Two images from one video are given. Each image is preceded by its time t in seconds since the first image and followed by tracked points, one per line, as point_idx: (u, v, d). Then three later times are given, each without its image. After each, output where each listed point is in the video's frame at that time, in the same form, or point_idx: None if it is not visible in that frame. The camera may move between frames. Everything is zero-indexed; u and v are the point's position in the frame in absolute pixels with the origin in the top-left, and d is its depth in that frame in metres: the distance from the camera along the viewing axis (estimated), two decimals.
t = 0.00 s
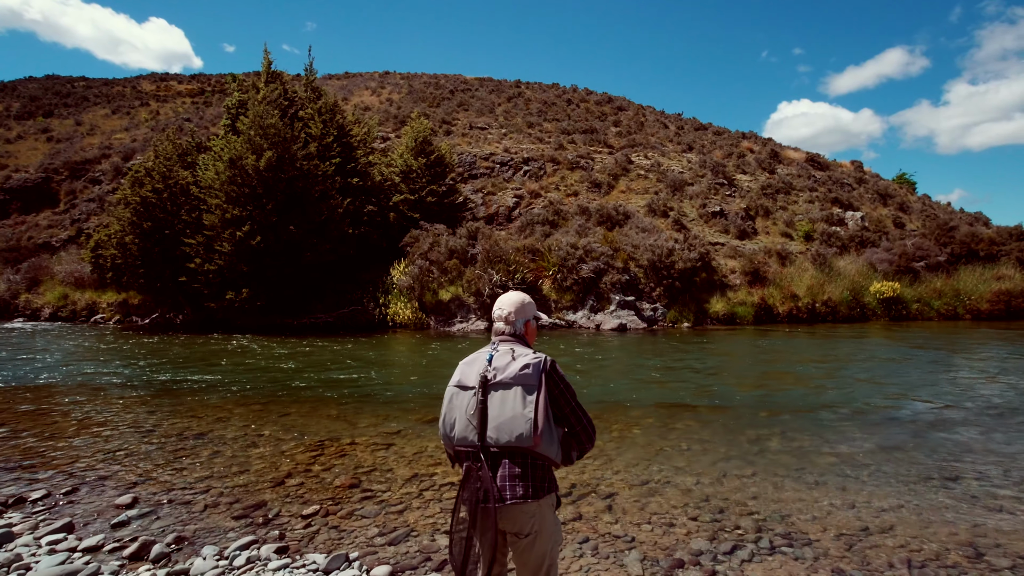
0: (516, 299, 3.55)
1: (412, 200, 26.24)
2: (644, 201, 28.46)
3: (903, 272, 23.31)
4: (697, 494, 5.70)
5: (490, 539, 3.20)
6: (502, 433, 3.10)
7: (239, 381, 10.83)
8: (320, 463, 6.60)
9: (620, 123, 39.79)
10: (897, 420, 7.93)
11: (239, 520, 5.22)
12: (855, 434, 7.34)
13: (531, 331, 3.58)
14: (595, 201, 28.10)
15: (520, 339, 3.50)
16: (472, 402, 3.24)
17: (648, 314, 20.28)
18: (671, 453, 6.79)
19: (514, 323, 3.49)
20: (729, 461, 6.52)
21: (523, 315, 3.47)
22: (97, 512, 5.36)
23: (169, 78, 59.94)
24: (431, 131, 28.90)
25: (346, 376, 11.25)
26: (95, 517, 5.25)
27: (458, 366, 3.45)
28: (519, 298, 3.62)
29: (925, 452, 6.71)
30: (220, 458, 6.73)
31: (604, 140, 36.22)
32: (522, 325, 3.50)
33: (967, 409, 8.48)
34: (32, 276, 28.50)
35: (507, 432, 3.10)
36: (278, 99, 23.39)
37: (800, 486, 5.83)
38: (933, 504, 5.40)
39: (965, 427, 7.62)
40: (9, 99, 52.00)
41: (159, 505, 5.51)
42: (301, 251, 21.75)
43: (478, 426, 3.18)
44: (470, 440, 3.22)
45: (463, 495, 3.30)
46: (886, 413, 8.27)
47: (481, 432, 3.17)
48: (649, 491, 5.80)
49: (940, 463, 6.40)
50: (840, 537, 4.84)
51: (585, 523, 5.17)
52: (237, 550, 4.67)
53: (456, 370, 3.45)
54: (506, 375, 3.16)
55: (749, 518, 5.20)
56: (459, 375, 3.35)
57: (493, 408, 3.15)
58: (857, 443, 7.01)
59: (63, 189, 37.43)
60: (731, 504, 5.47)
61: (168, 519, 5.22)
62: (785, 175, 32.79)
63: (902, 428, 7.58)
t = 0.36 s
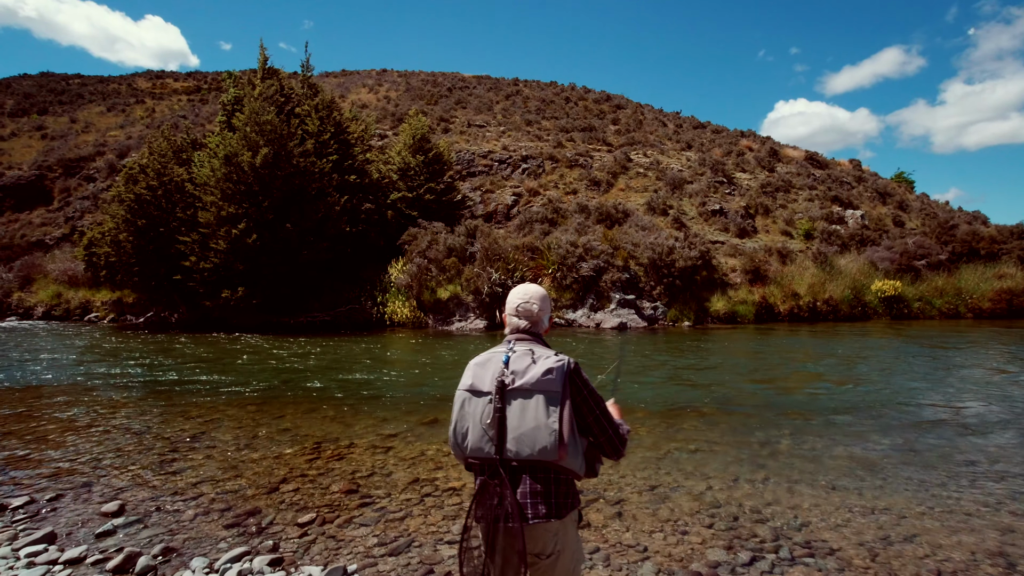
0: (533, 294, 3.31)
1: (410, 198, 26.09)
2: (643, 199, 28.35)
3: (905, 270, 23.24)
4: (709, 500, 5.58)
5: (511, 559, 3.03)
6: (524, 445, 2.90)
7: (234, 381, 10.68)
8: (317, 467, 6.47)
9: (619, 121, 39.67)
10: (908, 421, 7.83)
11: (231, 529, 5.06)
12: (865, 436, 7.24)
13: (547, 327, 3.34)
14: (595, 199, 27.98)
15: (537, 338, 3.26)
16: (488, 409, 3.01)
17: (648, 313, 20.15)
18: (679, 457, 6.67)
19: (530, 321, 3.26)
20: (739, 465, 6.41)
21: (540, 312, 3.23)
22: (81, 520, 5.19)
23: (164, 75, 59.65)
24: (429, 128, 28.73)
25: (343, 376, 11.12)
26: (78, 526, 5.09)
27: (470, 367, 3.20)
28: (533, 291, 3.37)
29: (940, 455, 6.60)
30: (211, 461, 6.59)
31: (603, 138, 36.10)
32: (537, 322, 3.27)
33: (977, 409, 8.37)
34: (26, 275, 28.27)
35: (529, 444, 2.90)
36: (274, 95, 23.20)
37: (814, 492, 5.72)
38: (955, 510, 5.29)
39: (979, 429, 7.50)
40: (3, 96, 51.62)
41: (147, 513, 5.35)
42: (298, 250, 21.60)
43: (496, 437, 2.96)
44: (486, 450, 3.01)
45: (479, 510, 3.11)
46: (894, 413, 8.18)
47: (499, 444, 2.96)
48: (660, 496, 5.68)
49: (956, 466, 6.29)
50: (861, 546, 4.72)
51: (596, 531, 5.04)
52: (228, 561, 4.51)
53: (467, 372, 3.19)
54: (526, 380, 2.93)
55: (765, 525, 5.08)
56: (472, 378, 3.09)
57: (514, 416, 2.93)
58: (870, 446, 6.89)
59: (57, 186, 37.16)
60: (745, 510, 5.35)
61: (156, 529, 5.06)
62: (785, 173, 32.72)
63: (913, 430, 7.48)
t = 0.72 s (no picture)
0: (552, 285, 3.02)
1: (407, 199, 25.99)
2: (641, 201, 28.32)
3: (904, 272, 23.25)
4: (718, 505, 5.49)
5: None
6: (550, 457, 2.63)
7: (229, 383, 10.56)
8: (314, 472, 6.36)
9: (616, 123, 39.69)
10: (915, 424, 7.75)
11: (225, 538, 4.94)
12: (872, 439, 7.17)
13: (568, 322, 3.05)
14: (592, 201, 27.95)
15: (557, 335, 2.97)
16: (508, 417, 2.72)
17: (647, 314, 20.05)
18: (684, 461, 6.58)
19: (550, 316, 2.97)
20: (747, 469, 6.32)
21: (562, 309, 2.94)
22: (67, 529, 5.05)
23: (160, 76, 59.49)
24: (426, 129, 28.66)
25: (339, 378, 11.02)
26: (65, 535, 4.94)
27: (486, 369, 2.90)
28: (554, 285, 3.06)
29: (951, 459, 6.53)
30: (204, 467, 6.47)
31: (600, 140, 36.09)
32: (558, 317, 2.98)
33: (983, 412, 8.31)
34: (18, 276, 28.06)
35: (554, 456, 2.63)
36: (270, 96, 23.09)
37: (826, 497, 5.63)
38: (971, 516, 5.21)
39: (987, 432, 7.44)
40: None
41: (136, 522, 5.21)
42: (295, 251, 21.47)
43: (517, 448, 2.69)
44: (507, 461, 2.73)
45: (502, 525, 2.88)
46: (900, 416, 8.11)
47: (522, 455, 2.68)
48: (668, 502, 5.59)
49: (968, 470, 6.21)
50: (878, 553, 4.63)
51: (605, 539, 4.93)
52: (223, 571, 4.40)
53: (484, 374, 2.89)
54: (551, 386, 2.64)
55: (778, 532, 4.98)
56: (490, 383, 2.79)
57: (537, 425, 2.64)
58: (879, 450, 6.81)
59: (51, 187, 36.96)
60: (757, 517, 5.26)
61: (146, 538, 4.93)
62: (782, 175, 32.77)
63: (921, 433, 7.41)
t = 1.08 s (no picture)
0: (552, 284, 2.91)
1: (392, 199, 25.79)
2: (627, 202, 28.42)
3: (885, 274, 23.61)
4: (713, 509, 5.47)
5: None
6: (571, 466, 2.54)
7: (211, 386, 10.37)
8: (300, 478, 6.24)
9: (602, 124, 39.83)
10: (904, 425, 7.82)
11: (207, 548, 4.78)
12: (861, 440, 7.22)
13: (569, 320, 2.95)
14: (579, 202, 27.98)
15: (560, 335, 2.87)
16: (522, 427, 2.58)
17: (633, 314, 20.08)
18: (677, 464, 6.56)
19: (552, 317, 2.87)
20: (740, 472, 6.32)
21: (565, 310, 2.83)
22: (39, 541, 4.83)
23: (139, 72, 58.49)
24: (412, 129, 28.48)
25: (324, 380, 10.88)
26: (35, 547, 4.72)
27: (490, 376, 2.72)
28: (555, 283, 2.96)
29: (941, 460, 6.58)
30: (185, 473, 6.31)
31: (586, 141, 36.18)
32: (561, 316, 2.89)
33: (968, 411, 8.42)
34: None
35: (575, 464, 2.54)
36: (253, 93, 22.77)
37: (820, 500, 5.64)
38: (964, 517, 5.25)
39: (973, 432, 7.54)
40: None
41: (112, 532, 5.01)
42: (277, 251, 21.17)
43: (534, 458, 2.56)
44: (522, 472, 2.60)
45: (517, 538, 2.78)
46: (889, 417, 8.18)
47: (538, 466, 2.57)
48: (663, 506, 5.55)
49: (959, 471, 6.26)
50: (877, 557, 4.63)
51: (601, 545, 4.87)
52: None
53: (487, 382, 2.72)
54: (567, 390, 2.54)
55: (775, 536, 4.96)
56: (498, 390, 2.63)
57: (555, 433, 2.53)
58: (870, 452, 6.85)
59: (25, 184, 36.11)
60: (753, 521, 5.24)
61: (124, 549, 4.74)
62: (766, 177, 33.12)
63: (910, 433, 7.48)
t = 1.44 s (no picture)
0: (561, 309, 2.98)
1: (372, 199, 25.45)
2: (607, 203, 28.52)
3: (860, 276, 24.15)
4: (715, 519, 5.47)
5: None
6: (606, 493, 2.65)
7: (184, 391, 10.11)
8: (287, 491, 6.04)
9: (581, 125, 39.94)
10: (891, 429, 7.96)
11: (193, 571, 4.53)
12: (852, 445, 7.32)
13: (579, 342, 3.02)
14: (559, 203, 28.00)
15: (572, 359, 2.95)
16: (552, 460, 2.64)
17: (615, 316, 20.16)
18: (674, 471, 6.55)
19: (564, 341, 2.94)
20: (736, 480, 6.34)
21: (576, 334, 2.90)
22: (7, 566, 4.49)
23: (105, 65, 56.80)
24: (392, 127, 28.15)
25: (304, 385, 10.67)
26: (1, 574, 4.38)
27: (508, 411, 2.73)
28: (564, 306, 3.03)
29: (932, 465, 6.71)
30: (162, 488, 6.05)
31: (566, 142, 36.24)
32: (572, 340, 2.96)
33: (952, 414, 8.61)
34: None
35: (610, 490, 2.66)
36: (228, 89, 22.25)
37: (819, 508, 5.68)
38: (961, 523, 5.35)
39: (957, 435, 7.71)
40: None
41: (87, 556, 4.68)
42: (253, 251, 20.73)
43: (567, 490, 2.63)
44: (556, 506, 2.65)
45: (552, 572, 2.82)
46: (876, 421, 8.32)
47: (572, 498, 2.64)
48: (664, 517, 5.52)
49: (950, 476, 6.38)
50: (882, 567, 4.66)
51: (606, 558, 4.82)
52: None
53: (507, 417, 2.72)
54: (594, 417, 2.65)
55: (780, 547, 4.97)
56: (521, 425, 2.66)
57: (587, 463, 2.63)
58: (862, 457, 6.94)
59: None
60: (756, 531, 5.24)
61: (102, 572, 4.44)
62: (743, 180, 33.57)
63: (898, 438, 7.61)
